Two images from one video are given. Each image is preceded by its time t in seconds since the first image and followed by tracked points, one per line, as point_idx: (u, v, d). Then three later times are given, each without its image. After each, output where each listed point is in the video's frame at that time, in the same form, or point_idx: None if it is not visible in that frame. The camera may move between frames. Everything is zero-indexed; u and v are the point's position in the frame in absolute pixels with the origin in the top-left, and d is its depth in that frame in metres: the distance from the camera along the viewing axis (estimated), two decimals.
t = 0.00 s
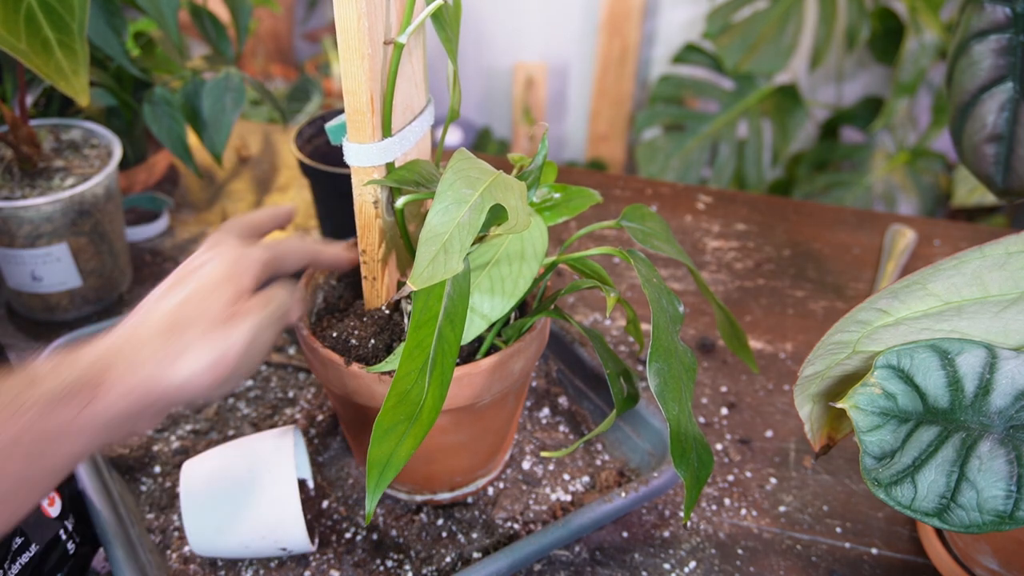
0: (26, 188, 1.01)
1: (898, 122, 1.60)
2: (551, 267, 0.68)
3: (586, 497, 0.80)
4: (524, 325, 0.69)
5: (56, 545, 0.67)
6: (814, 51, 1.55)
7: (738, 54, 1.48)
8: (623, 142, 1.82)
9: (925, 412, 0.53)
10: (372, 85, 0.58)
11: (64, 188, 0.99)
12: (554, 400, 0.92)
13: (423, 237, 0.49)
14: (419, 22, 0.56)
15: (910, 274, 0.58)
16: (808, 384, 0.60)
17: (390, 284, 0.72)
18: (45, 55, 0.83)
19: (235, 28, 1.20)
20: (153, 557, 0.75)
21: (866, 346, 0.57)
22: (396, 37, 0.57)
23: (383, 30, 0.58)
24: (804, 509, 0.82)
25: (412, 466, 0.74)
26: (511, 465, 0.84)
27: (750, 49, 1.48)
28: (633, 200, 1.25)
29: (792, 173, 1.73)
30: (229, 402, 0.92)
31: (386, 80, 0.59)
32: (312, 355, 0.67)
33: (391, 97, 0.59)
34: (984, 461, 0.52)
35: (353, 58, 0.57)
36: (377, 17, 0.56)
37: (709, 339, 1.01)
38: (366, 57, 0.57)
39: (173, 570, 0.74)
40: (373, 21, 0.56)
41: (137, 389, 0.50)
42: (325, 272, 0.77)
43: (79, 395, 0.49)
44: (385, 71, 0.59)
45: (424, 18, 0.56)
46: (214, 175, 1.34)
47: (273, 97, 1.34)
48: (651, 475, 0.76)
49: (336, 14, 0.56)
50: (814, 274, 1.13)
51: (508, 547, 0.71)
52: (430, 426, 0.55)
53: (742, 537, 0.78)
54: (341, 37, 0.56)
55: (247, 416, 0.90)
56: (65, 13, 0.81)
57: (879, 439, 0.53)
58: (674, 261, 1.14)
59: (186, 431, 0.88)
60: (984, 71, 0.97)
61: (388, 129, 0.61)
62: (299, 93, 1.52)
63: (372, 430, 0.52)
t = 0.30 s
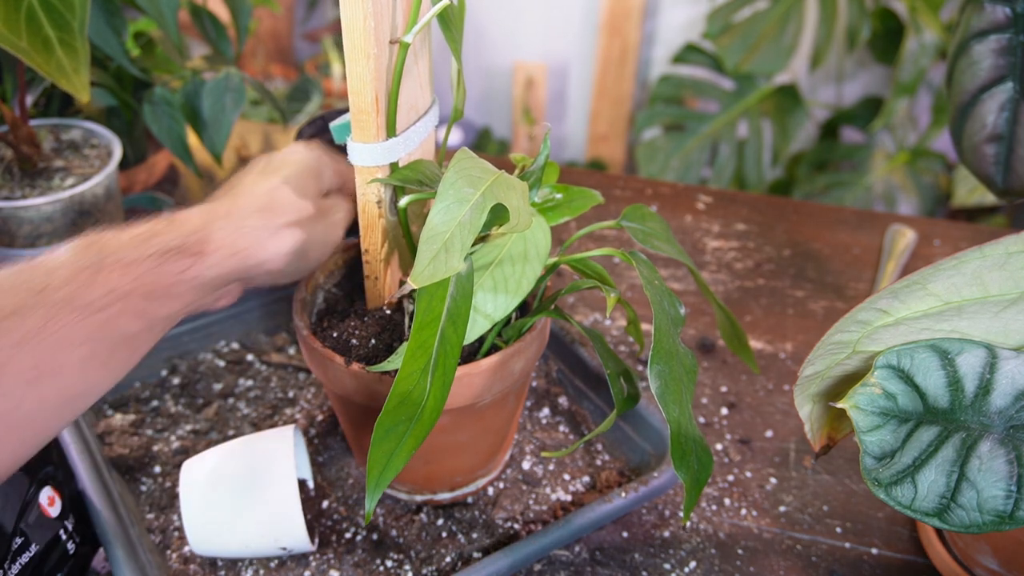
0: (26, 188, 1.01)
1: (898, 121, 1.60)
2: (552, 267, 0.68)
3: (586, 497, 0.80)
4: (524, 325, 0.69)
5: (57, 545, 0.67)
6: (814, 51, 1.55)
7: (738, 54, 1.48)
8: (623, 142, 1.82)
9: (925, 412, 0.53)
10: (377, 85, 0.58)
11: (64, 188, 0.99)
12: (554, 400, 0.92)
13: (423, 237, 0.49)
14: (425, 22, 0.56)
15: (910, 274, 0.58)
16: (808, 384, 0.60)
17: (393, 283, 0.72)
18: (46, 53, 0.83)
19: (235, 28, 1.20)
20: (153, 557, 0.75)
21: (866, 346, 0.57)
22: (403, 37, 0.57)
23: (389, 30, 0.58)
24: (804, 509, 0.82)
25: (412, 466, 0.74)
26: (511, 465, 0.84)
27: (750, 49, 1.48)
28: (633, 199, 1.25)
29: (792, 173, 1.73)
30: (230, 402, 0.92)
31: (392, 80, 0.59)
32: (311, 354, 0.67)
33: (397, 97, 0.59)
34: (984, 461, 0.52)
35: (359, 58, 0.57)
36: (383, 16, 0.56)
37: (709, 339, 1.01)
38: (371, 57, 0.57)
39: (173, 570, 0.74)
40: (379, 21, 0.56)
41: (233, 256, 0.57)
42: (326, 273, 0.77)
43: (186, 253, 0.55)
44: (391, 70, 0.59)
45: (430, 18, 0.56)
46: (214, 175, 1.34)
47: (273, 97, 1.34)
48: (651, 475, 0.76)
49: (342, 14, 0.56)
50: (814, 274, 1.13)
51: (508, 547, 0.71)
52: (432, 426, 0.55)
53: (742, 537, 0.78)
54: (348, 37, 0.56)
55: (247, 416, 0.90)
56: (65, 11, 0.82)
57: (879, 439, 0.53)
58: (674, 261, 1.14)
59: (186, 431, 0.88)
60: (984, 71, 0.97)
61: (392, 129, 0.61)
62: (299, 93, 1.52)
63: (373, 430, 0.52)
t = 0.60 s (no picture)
0: (26, 188, 1.01)
1: (898, 121, 1.60)
2: (552, 268, 0.68)
3: (586, 497, 0.80)
4: (524, 325, 0.69)
5: (57, 545, 0.67)
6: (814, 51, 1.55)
7: (738, 54, 1.48)
8: (623, 142, 1.82)
9: (925, 412, 0.53)
10: (376, 86, 0.58)
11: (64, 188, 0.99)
12: (554, 400, 0.92)
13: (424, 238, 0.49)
14: (424, 23, 0.56)
15: (910, 274, 0.58)
16: (808, 384, 0.60)
17: (393, 284, 0.72)
18: (40, 58, 0.83)
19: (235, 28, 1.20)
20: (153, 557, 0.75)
21: (866, 346, 0.57)
22: (401, 38, 0.57)
23: (388, 30, 0.57)
24: (804, 509, 0.82)
25: (412, 466, 0.74)
26: (511, 465, 0.84)
27: (750, 49, 1.48)
28: (633, 199, 1.25)
29: (792, 173, 1.73)
30: (230, 402, 0.92)
31: (391, 80, 0.59)
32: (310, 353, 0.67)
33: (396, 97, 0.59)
34: (984, 461, 0.52)
35: (358, 59, 0.57)
36: (382, 17, 0.56)
37: (709, 340, 1.01)
38: (370, 58, 0.57)
39: (173, 570, 0.74)
40: (378, 22, 0.56)
41: (266, 197, 0.79)
42: (326, 273, 0.77)
43: (229, 189, 0.77)
44: (390, 71, 0.59)
45: (429, 19, 0.56)
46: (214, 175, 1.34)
47: (273, 97, 1.34)
48: (651, 475, 0.76)
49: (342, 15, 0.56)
50: (814, 274, 1.13)
51: (507, 547, 0.71)
52: (432, 427, 0.55)
53: (742, 537, 0.78)
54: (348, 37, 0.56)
55: (247, 416, 0.90)
56: (59, 16, 0.81)
57: (879, 439, 0.53)
58: (674, 261, 1.14)
59: (186, 432, 0.88)
60: (984, 71, 0.97)
61: (392, 130, 0.61)
62: (300, 93, 1.52)
63: (374, 431, 0.52)
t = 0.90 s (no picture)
0: (26, 188, 1.00)
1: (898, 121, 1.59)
2: (552, 269, 0.69)
3: (586, 497, 0.80)
4: (524, 325, 0.69)
5: (57, 545, 0.67)
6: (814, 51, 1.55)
7: (738, 54, 1.48)
8: (623, 142, 1.82)
9: (925, 412, 0.53)
10: (378, 86, 0.58)
11: (64, 188, 0.99)
12: (554, 400, 0.92)
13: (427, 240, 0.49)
14: (427, 23, 0.56)
15: (910, 274, 0.58)
16: (808, 384, 0.60)
17: (394, 285, 0.72)
18: (43, 53, 0.83)
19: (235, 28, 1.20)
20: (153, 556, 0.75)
21: (866, 346, 0.57)
22: (403, 37, 0.57)
23: (390, 30, 0.57)
24: (804, 509, 0.82)
25: (413, 466, 0.74)
26: (511, 465, 0.84)
27: (750, 49, 1.48)
28: (633, 200, 1.25)
29: (792, 173, 1.73)
30: (230, 402, 0.92)
31: (393, 80, 0.59)
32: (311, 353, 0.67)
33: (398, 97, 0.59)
34: (984, 461, 0.52)
35: (360, 59, 0.57)
36: (384, 17, 0.56)
37: (709, 340, 1.01)
38: (372, 57, 0.57)
39: (173, 570, 0.74)
40: (380, 22, 0.56)
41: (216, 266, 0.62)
42: (326, 272, 0.77)
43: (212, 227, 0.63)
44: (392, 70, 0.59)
45: (431, 18, 0.56)
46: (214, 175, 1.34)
47: (273, 97, 1.34)
48: (651, 475, 0.76)
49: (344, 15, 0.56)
50: (814, 274, 1.13)
51: (507, 547, 0.71)
52: (433, 427, 0.55)
53: (742, 537, 0.78)
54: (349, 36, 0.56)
55: (247, 416, 0.90)
56: (62, 11, 0.82)
57: (879, 439, 0.53)
58: (674, 261, 1.14)
59: (186, 432, 0.88)
60: (984, 71, 0.97)
61: (393, 130, 0.61)
62: (299, 93, 1.52)
63: (376, 432, 0.52)
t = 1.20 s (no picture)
0: (26, 188, 1.00)
1: (899, 122, 1.59)
2: (551, 269, 0.69)
3: (586, 498, 0.80)
4: (524, 325, 0.69)
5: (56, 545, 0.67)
6: (814, 51, 1.55)
7: (738, 54, 1.48)
8: (623, 142, 1.82)
9: (925, 412, 0.53)
10: (379, 87, 0.58)
11: (64, 188, 0.99)
12: (554, 400, 0.92)
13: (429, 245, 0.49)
14: (429, 24, 0.56)
15: (910, 274, 0.58)
16: (808, 384, 0.60)
17: (394, 287, 0.71)
18: (43, 57, 0.83)
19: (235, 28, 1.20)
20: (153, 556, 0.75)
21: (866, 346, 0.57)
22: (405, 38, 0.57)
23: (391, 31, 0.57)
24: (804, 509, 0.82)
25: (412, 466, 0.74)
26: (511, 465, 0.84)
27: (750, 49, 1.48)
28: (633, 200, 1.25)
29: (791, 173, 1.73)
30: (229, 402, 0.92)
31: (394, 81, 0.59)
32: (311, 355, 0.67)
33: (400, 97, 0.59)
34: (984, 461, 0.52)
35: (361, 60, 0.57)
36: (386, 18, 0.56)
37: (709, 339, 1.01)
38: (374, 59, 0.57)
39: (174, 570, 0.74)
40: (382, 22, 0.56)
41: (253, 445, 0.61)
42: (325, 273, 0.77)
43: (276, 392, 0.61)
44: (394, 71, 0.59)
45: (433, 19, 0.56)
46: (214, 175, 1.34)
47: (273, 97, 1.34)
48: (651, 475, 0.76)
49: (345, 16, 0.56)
50: (814, 274, 1.13)
51: (507, 547, 0.70)
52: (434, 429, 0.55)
53: (742, 537, 0.78)
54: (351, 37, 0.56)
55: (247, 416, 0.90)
56: (63, 12, 0.82)
57: (879, 439, 0.53)
58: (674, 261, 1.14)
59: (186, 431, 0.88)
60: (984, 71, 0.97)
61: (395, 131, 0.61)
62: (299, 93, 1.52)
63: (375, 434, 0.52)
